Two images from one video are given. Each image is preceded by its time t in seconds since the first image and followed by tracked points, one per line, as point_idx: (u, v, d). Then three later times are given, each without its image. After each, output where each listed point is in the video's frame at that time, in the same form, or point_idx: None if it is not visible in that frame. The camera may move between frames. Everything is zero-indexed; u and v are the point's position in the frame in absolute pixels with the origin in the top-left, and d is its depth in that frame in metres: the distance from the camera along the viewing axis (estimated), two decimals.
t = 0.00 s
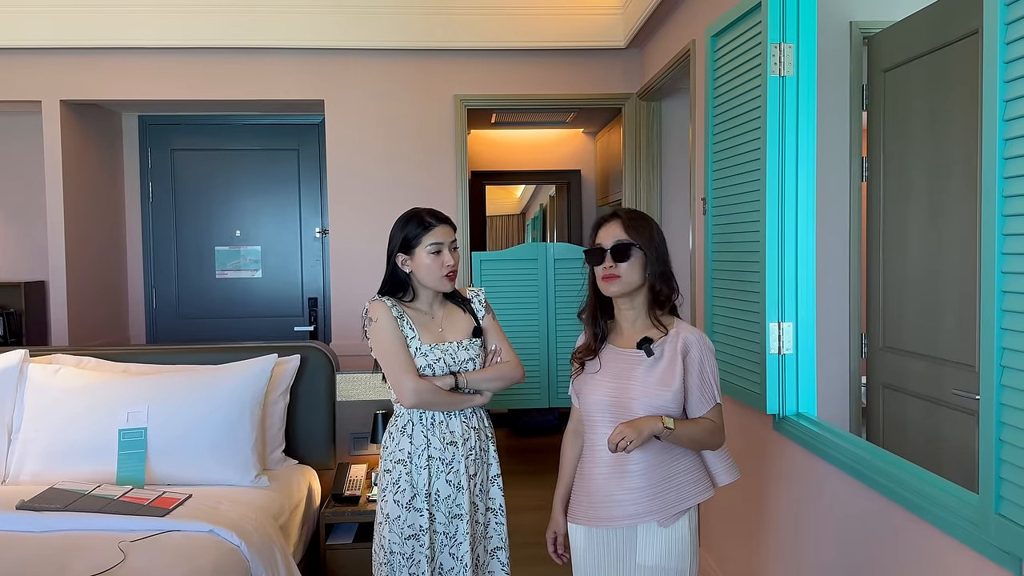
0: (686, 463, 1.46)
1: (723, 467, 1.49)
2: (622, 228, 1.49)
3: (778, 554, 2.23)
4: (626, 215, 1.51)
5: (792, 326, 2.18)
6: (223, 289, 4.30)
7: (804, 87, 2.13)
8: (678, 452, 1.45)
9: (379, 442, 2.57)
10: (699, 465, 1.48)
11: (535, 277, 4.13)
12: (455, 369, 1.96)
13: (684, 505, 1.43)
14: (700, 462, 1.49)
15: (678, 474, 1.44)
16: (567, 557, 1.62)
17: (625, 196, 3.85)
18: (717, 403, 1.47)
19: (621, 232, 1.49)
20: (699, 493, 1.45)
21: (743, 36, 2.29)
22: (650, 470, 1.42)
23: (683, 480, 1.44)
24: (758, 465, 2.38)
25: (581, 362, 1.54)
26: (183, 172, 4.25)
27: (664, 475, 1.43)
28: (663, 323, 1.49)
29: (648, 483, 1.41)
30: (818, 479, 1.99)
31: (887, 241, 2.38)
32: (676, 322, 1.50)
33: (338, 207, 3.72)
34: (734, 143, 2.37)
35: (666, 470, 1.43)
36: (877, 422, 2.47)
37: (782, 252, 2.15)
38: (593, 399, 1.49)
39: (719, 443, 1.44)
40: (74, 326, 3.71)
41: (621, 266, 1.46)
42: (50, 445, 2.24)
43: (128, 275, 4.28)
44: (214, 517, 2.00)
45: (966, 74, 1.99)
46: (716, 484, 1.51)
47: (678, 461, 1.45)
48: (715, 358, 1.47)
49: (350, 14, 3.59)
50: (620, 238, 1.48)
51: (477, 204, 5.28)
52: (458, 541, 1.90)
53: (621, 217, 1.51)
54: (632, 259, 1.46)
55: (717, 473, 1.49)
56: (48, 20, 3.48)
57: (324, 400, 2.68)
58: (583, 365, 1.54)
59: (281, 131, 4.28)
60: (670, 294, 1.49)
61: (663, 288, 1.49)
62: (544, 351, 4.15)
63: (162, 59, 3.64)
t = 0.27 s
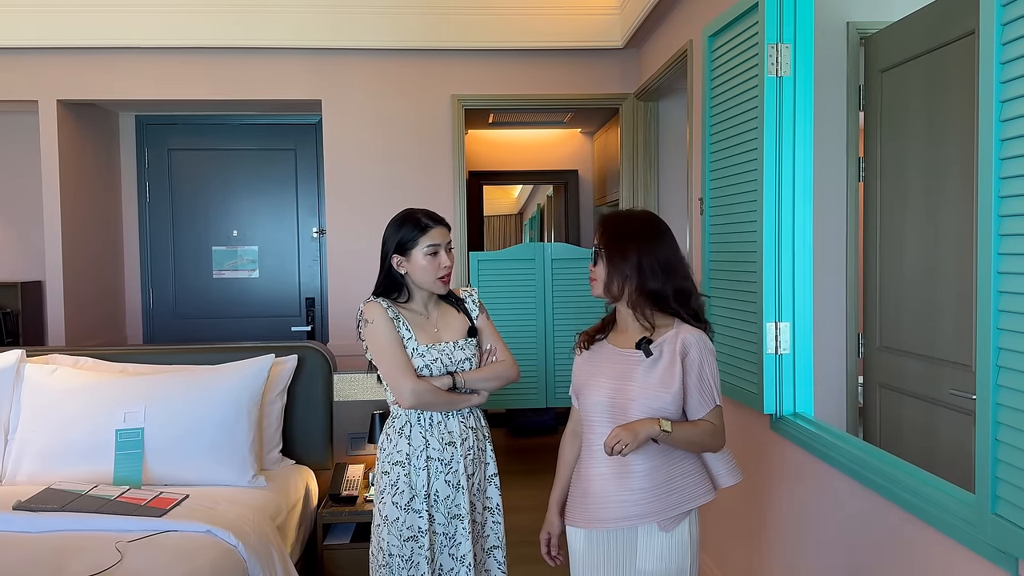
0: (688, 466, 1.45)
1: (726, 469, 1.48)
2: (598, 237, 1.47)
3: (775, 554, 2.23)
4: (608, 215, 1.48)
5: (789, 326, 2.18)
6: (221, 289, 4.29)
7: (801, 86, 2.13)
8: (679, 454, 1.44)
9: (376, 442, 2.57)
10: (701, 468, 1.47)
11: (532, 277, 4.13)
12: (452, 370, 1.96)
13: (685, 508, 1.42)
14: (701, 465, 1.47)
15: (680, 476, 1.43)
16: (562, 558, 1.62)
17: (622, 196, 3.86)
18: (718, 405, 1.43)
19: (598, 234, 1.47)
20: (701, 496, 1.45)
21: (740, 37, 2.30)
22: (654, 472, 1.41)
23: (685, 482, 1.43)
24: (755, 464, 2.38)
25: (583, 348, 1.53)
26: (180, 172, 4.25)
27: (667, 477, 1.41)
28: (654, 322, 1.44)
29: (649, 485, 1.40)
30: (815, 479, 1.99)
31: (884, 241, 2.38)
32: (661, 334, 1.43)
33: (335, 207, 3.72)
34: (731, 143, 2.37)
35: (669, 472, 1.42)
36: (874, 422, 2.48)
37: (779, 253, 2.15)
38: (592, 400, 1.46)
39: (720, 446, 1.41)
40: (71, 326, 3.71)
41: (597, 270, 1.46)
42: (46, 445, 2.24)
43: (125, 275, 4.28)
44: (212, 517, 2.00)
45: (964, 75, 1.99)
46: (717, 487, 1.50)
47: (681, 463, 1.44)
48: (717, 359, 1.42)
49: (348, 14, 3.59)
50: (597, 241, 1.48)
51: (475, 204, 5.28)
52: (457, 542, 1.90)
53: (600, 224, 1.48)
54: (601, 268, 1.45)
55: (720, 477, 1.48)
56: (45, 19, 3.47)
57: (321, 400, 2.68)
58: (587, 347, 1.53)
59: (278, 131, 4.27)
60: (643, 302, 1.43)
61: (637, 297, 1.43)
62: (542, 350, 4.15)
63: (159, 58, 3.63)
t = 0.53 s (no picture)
0: (687, 469, 1.42)
1: (728, 475, 1.43)
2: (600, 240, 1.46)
3: (773, 554, 2.23)
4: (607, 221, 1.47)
5: (787, 326, 2.18)
6: (219, 289, 4.29)
7: (799, 86, 2.13)
8: (678, 457, 1.41)
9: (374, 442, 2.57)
10: (703, 471, 1.43)
11: (530, 277, 4.13)
12: (449, 370, 1.97)
13: (684, 512, 1.39)
14: (705, 469, 1.44)
15: (679, 479, 1.40)
16: (563, 560, 1.59)
17: (620, 196, 3.86)
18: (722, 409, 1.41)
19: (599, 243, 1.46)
20: (702, 499, 1.41)
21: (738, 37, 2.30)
22: (648, 476, 1.38)
23: (684, 485, 1.41)
24: (753, 464, 2.38)
25: (584, 359, 1.50)
26: (177, 171, 4.24)
27: (663, 481, 1.39)
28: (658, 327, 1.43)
29: (647, 489, 1.38)
30: (813, 479, 1.99)
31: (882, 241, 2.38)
32: (665, 337, 1.42)
33: (333, 206, 3.72)
34: (729, 144, 2.37)
35: (666, 476, 1.39)
36: (871, 422, 2.48)
37: (777, 253, 2.15)
38: (596, 401, 1.45)
39: (721, 450, 1.39)
40: (68, 326, 3.70)
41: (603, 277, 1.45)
42: (44, 446, 2.24)
43: (122, 275, 4.27)
44: (210, 518, 2.00)
45: (961, 75, 1.99)
46: (721, 492, 1.45)
47: (679, 467, 1.41)
48: (721, 363, 1.40)
49: (346, 14, 3.59)
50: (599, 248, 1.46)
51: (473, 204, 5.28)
52: (455, 543, 1.90)
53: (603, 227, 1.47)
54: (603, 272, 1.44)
55: (722, 482, 1.43)
56: (42, 19, 3.47)
57: (319, 400, 2.68)
58: (590, 354, 1.50)
59: (276, 131, 4.27)
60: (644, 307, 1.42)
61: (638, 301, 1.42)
62: (540, 350, 4.16)
63: (157, 58, 3.63)
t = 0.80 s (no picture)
0: (693, 472, 1.40)
1: (730, 477, 1.41)
2: (629, 234, 1.41)
3: (771, 554, 2.23)
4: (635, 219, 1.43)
5: (785, 326, 2.18)
6: (217, 289, 4.28)
7: (798, 86, 2.13)
8: (684, 462, 1.38)
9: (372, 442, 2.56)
10: (705, 474, 1.42)
11: (529, 277, 4.13)
12: (446, 371, 1.97)
13: (688, 514, 1.37)
14: (705, 472, 1.42)
15: (684, 482, 1.38)
16: (571, 555, 1.59)
17: (619, 196, 3.86)
18: (728, 414, 1.38)
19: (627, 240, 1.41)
20: (705, 503, 1.39)
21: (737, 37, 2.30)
22: (654, 478, 1.36)
23: (689, 489, 1.38)
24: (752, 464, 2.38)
25: (590, 368, 1.50)
26: (176, 171, 4.24)
27: (669, 483, 1.36)
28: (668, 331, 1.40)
29: (652, 492, 1.35)
30: (811, 479, 1.99)
31: (881, 241, 2.38)
32: (671, 340, 1.39)
33: (332, 206, 3.72)
34: (728, 144, 2.37)
35: (672, 478, 1.37)
36: (870, 422, 2.48)
37: (776, 252, 2.15)
38: (599, 401, 1.44)
39: (727, 455, 1.37)
40: (66, 326, 3.69)
41: (626, 277, 1.40)
42: (42, 446, 2.23)
43: (120, 275, 4.26)
44: (208, 518, 2.00)
45: (959, 75, 1.99)
46: (721, 495, 1.43)
47: (685, 470, 1.38)
48: (728, 367, 1.37)
49: (344, 14, 3.59)
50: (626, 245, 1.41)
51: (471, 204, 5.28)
52: (452, 543, 1.90)
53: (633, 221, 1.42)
54: (632, 266, 1.39)
55: (723, 485, 1.42)
56: (40, 18, 3.46)
57: (318, 400, 2.67)
58: (597, 363, 1.49)
59: (274, 131, 4.27)
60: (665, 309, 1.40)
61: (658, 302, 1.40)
62: (539, 350, 4.16)
63: (155, 58, 3.63)
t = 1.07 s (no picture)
0: (705, 477, 1.36)
1: (747, 486, 1.37)
2: (675, 227, 1.39)
3: (770, 554, 2.23)
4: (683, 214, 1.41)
5: (784, 326, 2.18)
6: (216, 289, 4.28)
7: (797, 86, 2.13)
8: (692, 467, 1.36)
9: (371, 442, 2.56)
10: (720, 482, 1.38)
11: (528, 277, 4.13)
12: (443, 371, 1.96)
13: (695, 519, 1.34)
14: (721, 480, 1.38)
15: (693, 486, 1.35)
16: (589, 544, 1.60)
17: (618, 196, 3.86)
18: (740, 424, 1.33)
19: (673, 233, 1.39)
20: (715, 510, 1.36)
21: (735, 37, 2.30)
22: (660, 480, 1.35)
23: (699, 494, 1.35)
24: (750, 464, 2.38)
25: (610, 369, 1.48)
26: (175, 171, 4.24)
27: (676, 487, 1.35)
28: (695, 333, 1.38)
29: (658, 491, 1.34)
30: (810, 478, 1.99)
31: (880, 240, 2.38)
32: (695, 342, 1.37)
33: (331, 206, 3.72)
34: (727, 144, 2.37)
35: (679, 482, 1.35)
36: (869, 422, 2.48)
37: (775, 252, 2.15)
38: (617, 400, 1.43)
39: (733, 464, 1.32)
40: (64, 325, 3.69)
41: (667, 270, 1.38)
42: (40, 446, 2.23)
43: (119, 275, 4.26)
44: (207, 518, 1.99)
45: (959, 74, 1.99)
46: (737, 505, 1.39)
47: (695, 475, 1.36)
48: (745, 377, 1.34)
49: (343, 13, 3.59)
50: (672, 238, 1.39)
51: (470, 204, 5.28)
52: (446, 544, 1.89)
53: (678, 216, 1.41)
54: (678, 260, 1.37)
55: (740, 494, 1.37)
56: (39, 18, 3.46)
57: (316, 400, 2.67)
58: (616, 363, 1.47)
59: (273, 130, 4.27)
60: (704, 307, 1.39)
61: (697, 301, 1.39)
62: (538, 350, 4.15)
63: (154, 57, 3.62)
